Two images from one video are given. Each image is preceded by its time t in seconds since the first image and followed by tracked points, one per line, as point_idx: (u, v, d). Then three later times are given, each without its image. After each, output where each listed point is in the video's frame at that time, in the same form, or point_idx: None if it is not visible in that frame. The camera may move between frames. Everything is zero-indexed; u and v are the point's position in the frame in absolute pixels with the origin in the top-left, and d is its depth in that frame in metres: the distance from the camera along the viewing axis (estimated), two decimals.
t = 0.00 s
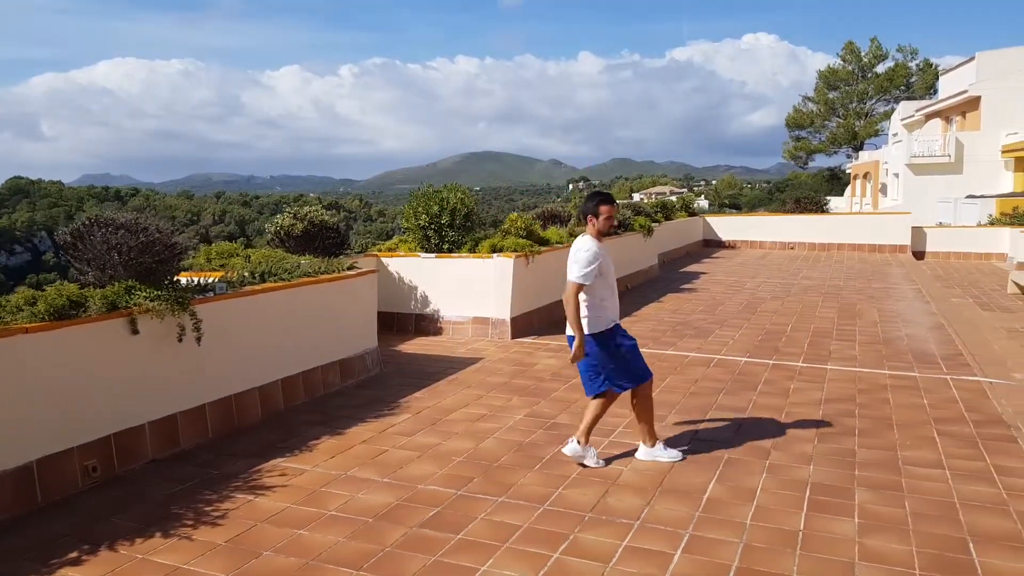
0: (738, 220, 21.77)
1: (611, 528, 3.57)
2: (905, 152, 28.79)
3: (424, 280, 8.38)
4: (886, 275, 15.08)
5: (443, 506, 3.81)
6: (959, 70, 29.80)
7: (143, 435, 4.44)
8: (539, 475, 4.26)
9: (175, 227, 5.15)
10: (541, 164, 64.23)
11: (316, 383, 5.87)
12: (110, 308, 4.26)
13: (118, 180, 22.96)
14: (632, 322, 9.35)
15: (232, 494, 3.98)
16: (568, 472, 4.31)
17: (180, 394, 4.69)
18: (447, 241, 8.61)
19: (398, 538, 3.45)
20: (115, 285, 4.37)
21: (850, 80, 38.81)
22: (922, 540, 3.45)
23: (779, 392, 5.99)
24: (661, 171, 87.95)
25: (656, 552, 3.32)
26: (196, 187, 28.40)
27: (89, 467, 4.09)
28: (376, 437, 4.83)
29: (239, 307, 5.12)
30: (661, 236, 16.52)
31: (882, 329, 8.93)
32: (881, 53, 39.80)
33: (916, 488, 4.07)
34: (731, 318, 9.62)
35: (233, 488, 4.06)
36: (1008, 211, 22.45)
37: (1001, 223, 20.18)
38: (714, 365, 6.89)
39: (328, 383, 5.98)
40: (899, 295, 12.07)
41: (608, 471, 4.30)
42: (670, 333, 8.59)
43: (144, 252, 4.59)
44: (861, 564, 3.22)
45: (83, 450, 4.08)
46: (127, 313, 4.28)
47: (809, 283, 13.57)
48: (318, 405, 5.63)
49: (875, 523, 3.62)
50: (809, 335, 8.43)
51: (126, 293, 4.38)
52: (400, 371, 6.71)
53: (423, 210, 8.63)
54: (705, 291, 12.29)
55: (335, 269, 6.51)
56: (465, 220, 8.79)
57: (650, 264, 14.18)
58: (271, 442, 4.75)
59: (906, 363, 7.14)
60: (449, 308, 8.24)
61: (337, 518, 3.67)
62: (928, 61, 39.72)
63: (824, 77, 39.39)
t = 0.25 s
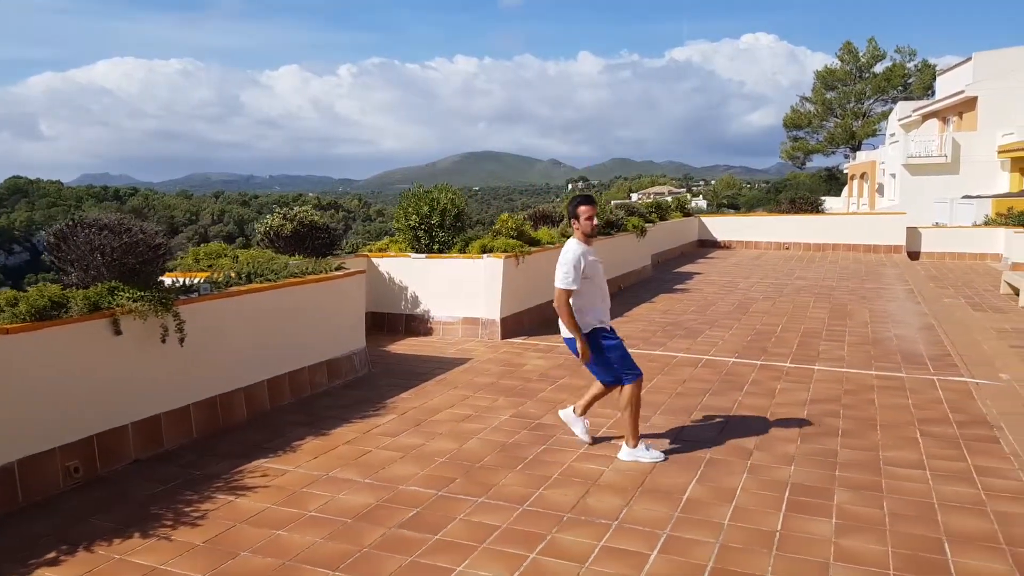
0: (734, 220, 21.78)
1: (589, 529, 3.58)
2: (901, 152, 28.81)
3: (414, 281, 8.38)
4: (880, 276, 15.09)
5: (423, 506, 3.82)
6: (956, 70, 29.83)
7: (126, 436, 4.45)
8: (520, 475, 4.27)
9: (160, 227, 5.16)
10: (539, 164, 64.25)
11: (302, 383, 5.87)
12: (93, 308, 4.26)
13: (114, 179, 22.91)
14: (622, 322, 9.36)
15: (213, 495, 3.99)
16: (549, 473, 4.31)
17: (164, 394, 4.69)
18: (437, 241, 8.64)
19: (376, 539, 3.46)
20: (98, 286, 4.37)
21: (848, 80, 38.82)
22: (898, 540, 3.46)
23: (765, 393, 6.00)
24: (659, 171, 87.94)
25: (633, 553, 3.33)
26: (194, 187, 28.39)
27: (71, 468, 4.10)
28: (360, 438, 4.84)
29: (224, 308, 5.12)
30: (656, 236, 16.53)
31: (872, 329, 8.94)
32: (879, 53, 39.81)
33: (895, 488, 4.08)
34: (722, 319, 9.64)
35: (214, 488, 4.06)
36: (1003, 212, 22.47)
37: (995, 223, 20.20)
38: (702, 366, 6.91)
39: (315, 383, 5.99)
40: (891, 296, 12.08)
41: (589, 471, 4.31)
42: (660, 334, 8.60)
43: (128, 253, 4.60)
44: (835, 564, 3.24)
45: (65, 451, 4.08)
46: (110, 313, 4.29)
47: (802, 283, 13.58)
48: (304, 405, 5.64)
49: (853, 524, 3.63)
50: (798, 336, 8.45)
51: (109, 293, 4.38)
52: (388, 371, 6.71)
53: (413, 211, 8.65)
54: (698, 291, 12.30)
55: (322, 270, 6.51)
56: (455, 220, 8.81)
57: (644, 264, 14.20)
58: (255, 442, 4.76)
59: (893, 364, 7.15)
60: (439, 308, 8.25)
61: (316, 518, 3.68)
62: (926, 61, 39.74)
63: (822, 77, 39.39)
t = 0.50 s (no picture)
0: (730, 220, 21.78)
1: (566, 530, 3.58)
2: (898, 152, 28.81)
3: (403, 281, 8.37)
4: (873, 276, 15.10)
5: (400, 507, 3.82)
6: (953, 70, 29.85)
7: (107, 436, 4.44)
8: (500, 476, 4.26)
9: (144, 227, 5.15)
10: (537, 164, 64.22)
11: (288, 384, 5.86)
12: (72, 309, 4.25)
13: (109, 178, 22.85)
14: (612, 322, 9.37)
15: (191, 496, 3.99)
16: (530, 474, 4.31)
17: (146, 395, 4.69)
18: (426, 241, 8.66)
19: (352, 540, 3.46)
20: (78, 287, 4.36)
21: (846, 80, 38.82)
22: (874, 542, 3.46)
23: (751, 394, 6.00)
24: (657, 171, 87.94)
25: (607, 554, 3.33)
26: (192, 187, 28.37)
27: (50, 469, 4.09)
28: (342, 439, 4.84)
29: (206, 309, 5.12)
30: (650, 236, 16.53)
31: (862, 330, 8.94)
32: (877, 53, 39.82)
33: (874, 489, 4.08)
34: (713, 319, 9.64)
35: (193, 489, 4.06)
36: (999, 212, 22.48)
37: (990, 224, 20.22)
38: (689, 367, 6.91)
39: (301, 384, 5.98)
40: (883, 296, 12.09)
41: (570, 472, 4.31)
42: (649, 334, 8.60)
43: (109, 253, 4.59)
44: (809, 566, 3.24)
45: (45, 452, 4.08)
46: (89, 314, 4.28)
47: (795, 283, 13.58)
48: (288, 406, 5.63)
49: (829, 525, 3.64)
50: (788, 337, 8.45)
51: (89, 294, 4.37)
52: (375, 371, 6.71)
53: (402, 211, 8.65)
54: (691, 291, 12.30)
55: (309, 270, 6.50)
56: (445, 220, 8.81)
57: (637, 264, 14.20)
58: (236, 443, 4.76)
59: (881, 364, 7.15)
60: (429, 309, 8.24)
61: (293, 519, 3.68)
62: (923, 62, 39.75)
63: (819, 78, 39.39)
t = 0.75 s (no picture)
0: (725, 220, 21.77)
1: (544, 533, 3.58)
2: (895, 153, 28.84)
3: (394, 283, 8.36)
4: (867, 277, 15.10)
5: (380, 510, 3.82)
6: (949, 70, 29.86)
7: (89, 439, 4.42)
8: (482, 478, 4.26)
9: (129, 228, 5.14)
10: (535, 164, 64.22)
11: (274, 386, 5.85)
12: (53, 312, 4.24)
13: (106, 178, 22.84)
14: (603, 323, 9.36)
15: (171, 499, 3.98)
16: (511, 476, 4.30)
17: (128, 397, 4.66)
18: (417, 242, 8.63)
19: (329, 544, 3.46)
20: (59, 290, 4.36)
21: (843, 80, 38.84)
22: (853, 545, 3.46)
23: (737, 395, 6.01)
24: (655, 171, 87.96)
25: (584, 558, 3.33)
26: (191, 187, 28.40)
27: (30, 472, 4.08)
28: (326, 441, 4.83)
29: (190, 311, 5.10)
30: (645, 237, 16.53)
31: (853, 331, 8.95)
32: (874, 54, 39.85)
33: (855, 492, 4.09)
34: (704, 320, 9.65)
35: (173, 493, 4.05)
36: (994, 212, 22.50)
37: (985, 224, 20.24)
38: (677, 368, 6.91)
39: (287, 386, 5.97)
40: (876, 297, 12.09)
41: (552, 475, 4.31)
42: (640, 335, 8.60)
43: (91, 255, 4.58)
44: (786, 570, 3.24)
45: (25, 455, 4.06)
46: (70, 317, 4.26)
47: (789, 284, 13.59)
48: (274, 408, 5.62)
49: (808, 528, 3.64)
50: (778, 338, 8.45)
51: (70, 298, 4.36)
52: (363, 373, 6.70)
53: (392, 212, 8.63)
54: (683, 292, 12.30)
55: (296, 271, 6.48)
56: (435, 221, 8.79)
57: (631, 265, 14.20)
58: (220, 446, 4.75)
59: (870, 366, 7.15)
60: (420, 311, 8.22)
61: (271, 523, 3.68)
62: (921, 62, 39.79)
63: (817, 78, 39.39)
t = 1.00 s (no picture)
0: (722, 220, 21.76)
1: (523, 536, 3.57)
2: (892, 153, 28.84)
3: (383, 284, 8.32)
4: (862, 277, 15.10)
5: (359, 513, 3.80)
6: (947, 71, 29.86)
7: (71, 441, 4.40)
8: (463, 480, 4.24)
9: (111, 229, 5.12)
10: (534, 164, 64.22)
11: (260, 387, 5.84)
12: (33, 313, 4.22)
13: (103, 177, 22.84)
14: (595, 324, 9.36)
15: (150, 501, 3.97)
16: (493, 478, 4.29)
17: (110, 399, 4.64)
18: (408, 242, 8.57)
19: (306, 547, 3.44)
20: (39, 291, 4.34)
21: (841, 80, 38.84)
22: (832, 548, 3.45)
23: (724, 396, 6.00)
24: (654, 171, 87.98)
25: (561, 561, 3.32)
26: (189, 186, 28.39)
27: (10, 473, 4.06)
28: (309, 443, 4.82)
29: (174, 312, 5.07)
30: (640, 237, 16.54)
31: (844, 331, 8.95)
32: (872, 54, 39.86)
33: (837, 494, 4.08)
34: (696, 321, 9.64)
35: (153, 495, 4.04)
36: (990, 213, 22.51)
37: (981, 224, 20.24)
38: (666, 369, 6.90)
39: (273, 387, 5.96)
40: (869, 298, 12.09)
41: (533, 477, 4.30)
42: (630, 336, 8.60)
43: (72, 256, 4.57)
44: (763, 573, 3.23)
45: (4, 457, 4.04)
46: (50, 318, 4.24)
47: (782, 285, 13.58)
48: (259, 410, 5.61)
49: (788, 531, 3.62)
50: (768, 338, 8.45)
51: (50, 299, 4.35)
52: (351, 374, 6.69)
53: (382, 212, 8.60)
54: (676, 293, 12.30)
55: (284, 272, 6.47)
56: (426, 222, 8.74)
57: (625, 265, 14.20)
58: (202, 448, 4.74)
59: (859, 367, 7.15)
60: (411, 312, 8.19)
61: (249, 526, 3.67)
62: (919, 62, 39.81)
63: (815, 78, 39.39)
